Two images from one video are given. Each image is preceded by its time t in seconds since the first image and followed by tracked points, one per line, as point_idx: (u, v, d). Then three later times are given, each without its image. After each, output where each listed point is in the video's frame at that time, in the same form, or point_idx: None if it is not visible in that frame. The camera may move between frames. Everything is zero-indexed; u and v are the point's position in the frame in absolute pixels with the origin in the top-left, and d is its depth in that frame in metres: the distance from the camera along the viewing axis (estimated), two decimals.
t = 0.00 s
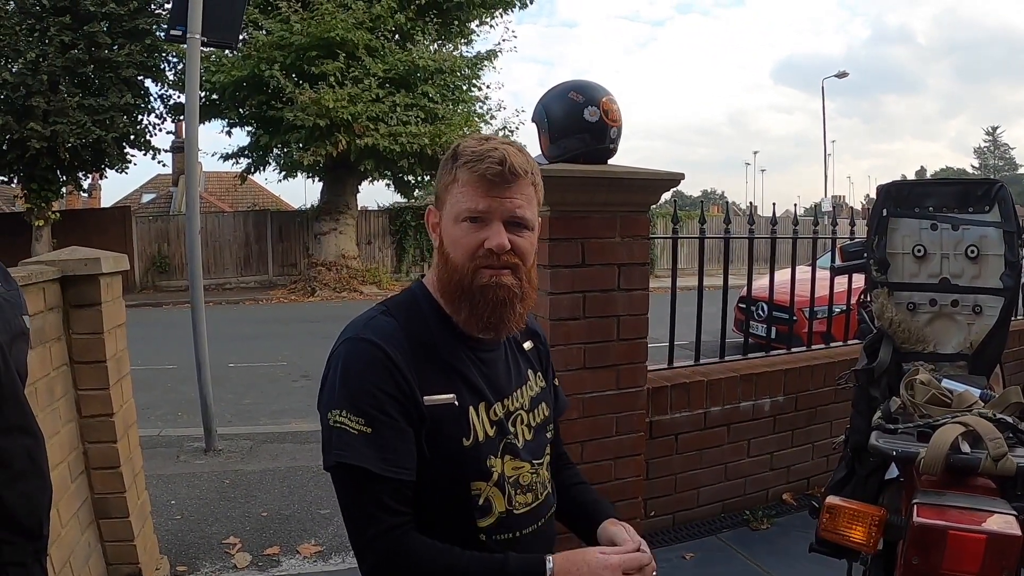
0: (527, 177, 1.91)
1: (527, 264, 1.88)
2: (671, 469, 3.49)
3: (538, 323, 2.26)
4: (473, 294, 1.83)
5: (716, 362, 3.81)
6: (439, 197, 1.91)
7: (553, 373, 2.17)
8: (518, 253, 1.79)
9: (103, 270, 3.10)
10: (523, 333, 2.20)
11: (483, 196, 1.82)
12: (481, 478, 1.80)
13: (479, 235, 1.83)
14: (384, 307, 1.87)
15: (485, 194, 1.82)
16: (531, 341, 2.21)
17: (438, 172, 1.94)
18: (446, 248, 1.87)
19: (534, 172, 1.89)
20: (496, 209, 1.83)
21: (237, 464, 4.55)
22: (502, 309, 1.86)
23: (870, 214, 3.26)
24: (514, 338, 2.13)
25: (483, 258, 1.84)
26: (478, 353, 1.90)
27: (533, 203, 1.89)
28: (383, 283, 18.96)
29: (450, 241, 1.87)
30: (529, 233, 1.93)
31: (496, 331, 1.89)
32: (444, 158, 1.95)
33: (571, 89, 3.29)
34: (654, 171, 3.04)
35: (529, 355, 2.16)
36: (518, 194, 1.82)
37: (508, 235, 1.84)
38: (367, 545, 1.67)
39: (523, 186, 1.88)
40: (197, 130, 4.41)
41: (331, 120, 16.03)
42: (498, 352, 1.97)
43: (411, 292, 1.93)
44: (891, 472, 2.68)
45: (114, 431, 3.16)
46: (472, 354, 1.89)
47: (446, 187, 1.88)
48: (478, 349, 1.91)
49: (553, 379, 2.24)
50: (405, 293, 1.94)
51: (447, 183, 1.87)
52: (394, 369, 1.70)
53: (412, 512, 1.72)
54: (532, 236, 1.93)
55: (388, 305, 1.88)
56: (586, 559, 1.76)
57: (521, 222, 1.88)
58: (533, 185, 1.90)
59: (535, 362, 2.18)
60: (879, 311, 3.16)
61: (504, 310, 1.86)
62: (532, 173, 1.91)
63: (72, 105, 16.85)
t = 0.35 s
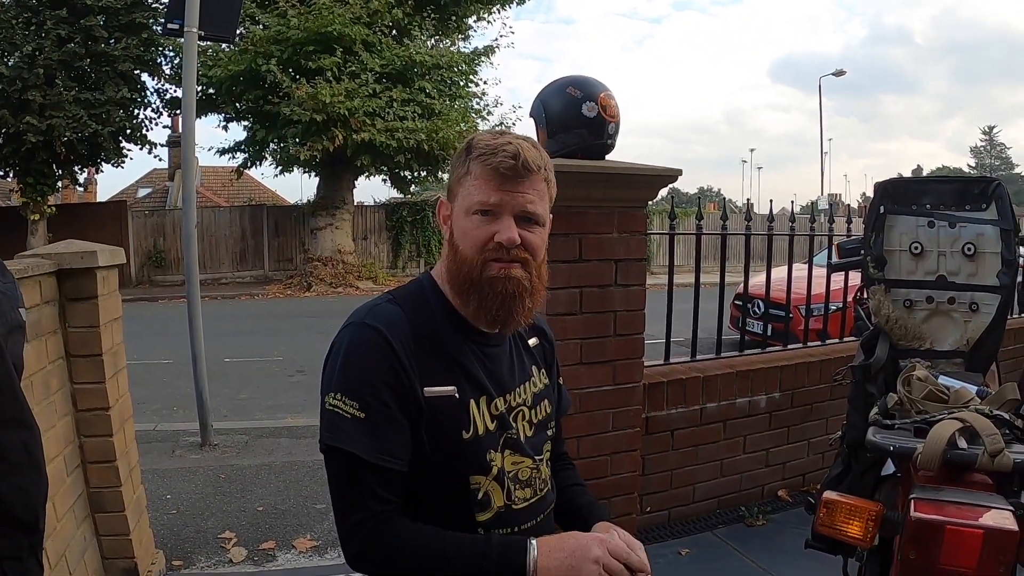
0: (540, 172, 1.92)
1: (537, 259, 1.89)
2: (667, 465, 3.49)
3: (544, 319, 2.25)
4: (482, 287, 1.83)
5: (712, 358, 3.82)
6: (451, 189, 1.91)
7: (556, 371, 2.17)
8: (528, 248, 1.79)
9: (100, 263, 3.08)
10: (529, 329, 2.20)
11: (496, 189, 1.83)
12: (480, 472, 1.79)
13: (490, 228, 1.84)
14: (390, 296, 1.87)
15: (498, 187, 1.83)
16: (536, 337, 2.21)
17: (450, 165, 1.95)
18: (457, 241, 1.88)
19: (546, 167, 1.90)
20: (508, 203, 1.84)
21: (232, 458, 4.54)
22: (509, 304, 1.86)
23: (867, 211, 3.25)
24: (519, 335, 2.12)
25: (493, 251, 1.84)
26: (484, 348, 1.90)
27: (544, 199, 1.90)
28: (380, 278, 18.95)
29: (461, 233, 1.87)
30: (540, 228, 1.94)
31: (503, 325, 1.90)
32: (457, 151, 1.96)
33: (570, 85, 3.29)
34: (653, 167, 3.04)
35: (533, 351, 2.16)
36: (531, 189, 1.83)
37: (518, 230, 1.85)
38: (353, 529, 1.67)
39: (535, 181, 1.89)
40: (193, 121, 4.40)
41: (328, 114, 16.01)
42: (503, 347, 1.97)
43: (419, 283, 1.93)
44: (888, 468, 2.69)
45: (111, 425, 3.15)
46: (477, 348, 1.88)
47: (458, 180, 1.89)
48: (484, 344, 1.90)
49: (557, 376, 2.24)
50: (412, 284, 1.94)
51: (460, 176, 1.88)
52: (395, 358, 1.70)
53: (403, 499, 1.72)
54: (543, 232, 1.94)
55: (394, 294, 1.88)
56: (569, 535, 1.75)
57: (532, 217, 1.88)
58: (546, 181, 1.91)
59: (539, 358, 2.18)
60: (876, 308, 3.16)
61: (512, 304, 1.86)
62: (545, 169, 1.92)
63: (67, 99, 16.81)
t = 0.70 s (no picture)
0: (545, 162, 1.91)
1: (539, 249, 1.88)
2: (667, 455, 3.49)
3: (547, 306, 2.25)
4: (483, 275, 1.82)
5: (711, 349, 3.81)
6: (456, 175, 1.91)
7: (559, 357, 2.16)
8: (530, 237, 1.79)
9: (96, 256, 3.07)
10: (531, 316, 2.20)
11: (501, 177, 1.82)
12: (482, 457, 1.79)
13: (492, 216, 1.83)
14: (394, 278, 1.87)
15: (503, 175, 1.82)
16: (539, 323, 2.20)
17: (456, 151, 1.94)
18: (460, 227, 1.87)
19: (552, 157, 1.88)
20: (511, 191, 1.83)
21: (231, 451, 4.53)
22: (511, 292, 1.85)
23: (866, 199, 3.24)
24: (522, 321, 2.12)
25: (495, 239, 1.84)
26: (487, 333, 1.89)
27: (548, 188, 1.89)
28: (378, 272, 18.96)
29: (464, 220, 1.87)
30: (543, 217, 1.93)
31: (503, 313, 1.89)
32: (463, 137, 1.95)
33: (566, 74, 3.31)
34: (651, 156, 3.03)
35: (535, 337, 2.15)
36: (535, 177, 1.82)
37: (521, 219, 1.84)
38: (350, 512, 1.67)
39: (540, 171, 1.89)
40: (187, 108, 4.38)
41: (325, 108, 16.00)
42: (506, 333, 1.96)
43: (422, 267, 1.93)
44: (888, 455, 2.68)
45: (109, 418, 3.14)
46: (480, 333, 1.87)
47: (463, 166, 1.87)
48: (487, 330, 1.89)
49: (559, 363, 2.23)
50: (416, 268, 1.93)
51: (464, 162, 1.87)
52: (398, 339, 1.70)
53: (402, 481, 1.72)
54: (545, 221, 1.93)
55: (398, 277, 1.88)
56: (569, 520, 1.75)
57: (535, 206, 1.87)
58: (550, 171, 1.90)
59: (542, 344, 2.18)
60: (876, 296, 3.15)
61: (513, 291, 1.85)
62: (550, 158, 1.91)
63: (64, 95, 16.78)
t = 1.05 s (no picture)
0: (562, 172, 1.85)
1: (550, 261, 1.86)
2: (666, 451, 3.48)
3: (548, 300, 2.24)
4: (495, 284, 1.80)
5: (710, 344, 3.80)
6: (469, 181, 1.81)
7: (560, 351, 2.16)
8: (549, 256, 1.76)
9: (95, 252, 3.07)
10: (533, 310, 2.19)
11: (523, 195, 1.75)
12: (483, 452, 1.78)
13: (510, 230, 1.77)
14: (395, 272, 1.86)
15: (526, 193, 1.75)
16: (540, 318, 2.20)
17: (469, 152, 1.83)
18: (473, 236, 1.80)
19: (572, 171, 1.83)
20: (531, 206, 1.77)
21: (231, 448, 4.53)
22: (519, 299, 1.83)
23: (866, 194, 3.25)
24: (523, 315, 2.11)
25: (510, 253, 1.79)
26: (491, 331, 1.88)
27: (564, 200, 1.85)
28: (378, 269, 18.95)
29: (477, 229, 1.80)
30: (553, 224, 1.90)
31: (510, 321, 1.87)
32: (476, 136, 1.85)
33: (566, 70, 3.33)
34: (650, 151, 3.03)
35: (537, 332, 2.15)
36: (557, 195, 1.77)
37: (538, 234, 1.80)
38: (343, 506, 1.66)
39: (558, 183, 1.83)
40: (187, 103, 4.38)
41: (324, 104, 16.01)
42: (509, 329, 1.95)
43: (424, 262, 1.91)
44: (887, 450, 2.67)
45: (107, 415, 3.14)
46: (483, 330, 1.86)
47: (481, 174, 1.78)
48: (492, 331, 1.88)
49: (559, 357, 2.23)
50: (417, 262, 1.92)
51: (483, 171, 1.78)
52: (399, 334, 1.69)
53: (400, 476, 1.72)
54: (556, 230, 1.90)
55: (399, 271, 1.87)
56: (561, 519, 1.75)
57: (550, 217, 1.83)
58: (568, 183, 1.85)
59: (544, 338, 2.17)
60: (875, 291, 3.14)
61: (521, 300, 1.84)
62: (567, 168, 1.86)
63: (64, 92, 16.79)
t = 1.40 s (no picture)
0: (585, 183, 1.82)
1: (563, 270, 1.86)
2: (663, 446, 3.47)
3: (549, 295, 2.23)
4: (507, 291, 1.79)
5: (708, 340, 3.79)
6: (492, 188, 1.75)
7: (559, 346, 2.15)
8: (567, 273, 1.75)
9: (91, 245, 3.07)
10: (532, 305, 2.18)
11: (552, 210, 1.72)
12: (479, 447, 1.77)
13: (531, 242, 1.75)
14: (393, 264, 1.84)
15: (555, 208, 1.71)
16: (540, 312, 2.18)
17: (493, 155, 1.76)
18: (491, 244, 1.76)
19: (597, 183, 1.80)
20: (556, 219, 1.74)
21: (227, 443, 4.52)
22: (527, 307, 1.83)
23: (864, 188, 3.23)
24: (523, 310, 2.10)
25: (529, 264, 1.78)
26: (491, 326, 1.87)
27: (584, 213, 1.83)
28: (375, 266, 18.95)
29: (497, 238, 1.76)
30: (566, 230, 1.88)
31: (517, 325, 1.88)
32: (507, 135, 1.77)
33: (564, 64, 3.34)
34: (647, 145, 3.03)
35: (536, 326, 2.14)
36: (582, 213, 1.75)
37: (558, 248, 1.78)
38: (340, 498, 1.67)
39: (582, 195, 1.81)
40: (183, 92, 4.37)
41: (321, 100, 16.01)
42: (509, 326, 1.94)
43: (423, 254, 1.89)
44: (886, 444, 2.66)
45: (103, 409, 3.13)
46: (482, 326, 1.84)
47: (506, 184, 1.73)
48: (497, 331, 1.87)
49: (558, 352, 2.22)
50: (415, 255, 1.90)
51: (510, 180, 1.72)
52: (393, 326, 1.68)
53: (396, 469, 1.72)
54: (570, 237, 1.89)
55: (396, 263, 1.85)
56: (554, 513, 1.76)
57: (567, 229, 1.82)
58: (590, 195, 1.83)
59: (543, 333, 2.16)
60: (873, 285, 3.13)
61: (528, 308, 1.84)
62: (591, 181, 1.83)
63: (60, 88, 16.77)
